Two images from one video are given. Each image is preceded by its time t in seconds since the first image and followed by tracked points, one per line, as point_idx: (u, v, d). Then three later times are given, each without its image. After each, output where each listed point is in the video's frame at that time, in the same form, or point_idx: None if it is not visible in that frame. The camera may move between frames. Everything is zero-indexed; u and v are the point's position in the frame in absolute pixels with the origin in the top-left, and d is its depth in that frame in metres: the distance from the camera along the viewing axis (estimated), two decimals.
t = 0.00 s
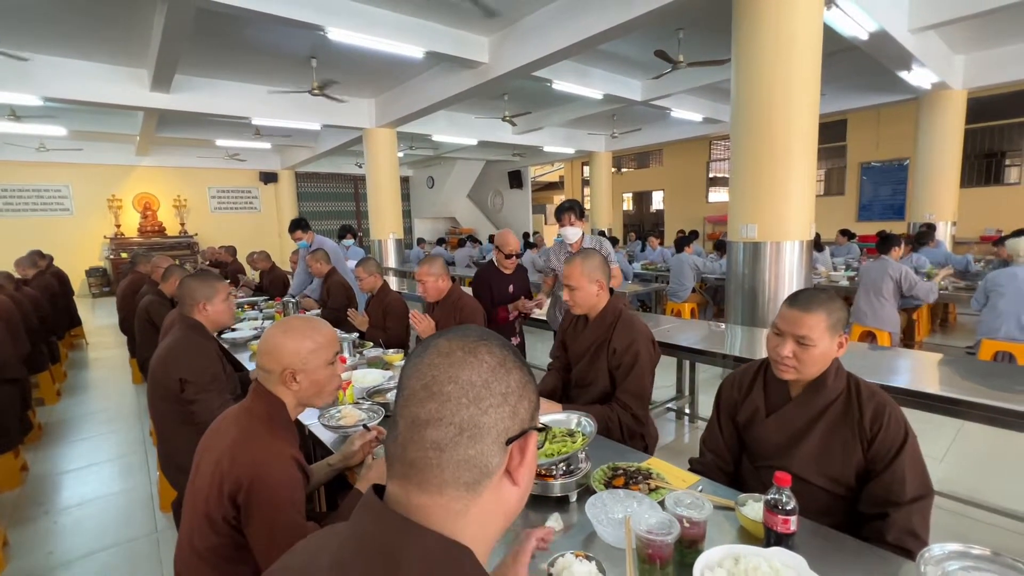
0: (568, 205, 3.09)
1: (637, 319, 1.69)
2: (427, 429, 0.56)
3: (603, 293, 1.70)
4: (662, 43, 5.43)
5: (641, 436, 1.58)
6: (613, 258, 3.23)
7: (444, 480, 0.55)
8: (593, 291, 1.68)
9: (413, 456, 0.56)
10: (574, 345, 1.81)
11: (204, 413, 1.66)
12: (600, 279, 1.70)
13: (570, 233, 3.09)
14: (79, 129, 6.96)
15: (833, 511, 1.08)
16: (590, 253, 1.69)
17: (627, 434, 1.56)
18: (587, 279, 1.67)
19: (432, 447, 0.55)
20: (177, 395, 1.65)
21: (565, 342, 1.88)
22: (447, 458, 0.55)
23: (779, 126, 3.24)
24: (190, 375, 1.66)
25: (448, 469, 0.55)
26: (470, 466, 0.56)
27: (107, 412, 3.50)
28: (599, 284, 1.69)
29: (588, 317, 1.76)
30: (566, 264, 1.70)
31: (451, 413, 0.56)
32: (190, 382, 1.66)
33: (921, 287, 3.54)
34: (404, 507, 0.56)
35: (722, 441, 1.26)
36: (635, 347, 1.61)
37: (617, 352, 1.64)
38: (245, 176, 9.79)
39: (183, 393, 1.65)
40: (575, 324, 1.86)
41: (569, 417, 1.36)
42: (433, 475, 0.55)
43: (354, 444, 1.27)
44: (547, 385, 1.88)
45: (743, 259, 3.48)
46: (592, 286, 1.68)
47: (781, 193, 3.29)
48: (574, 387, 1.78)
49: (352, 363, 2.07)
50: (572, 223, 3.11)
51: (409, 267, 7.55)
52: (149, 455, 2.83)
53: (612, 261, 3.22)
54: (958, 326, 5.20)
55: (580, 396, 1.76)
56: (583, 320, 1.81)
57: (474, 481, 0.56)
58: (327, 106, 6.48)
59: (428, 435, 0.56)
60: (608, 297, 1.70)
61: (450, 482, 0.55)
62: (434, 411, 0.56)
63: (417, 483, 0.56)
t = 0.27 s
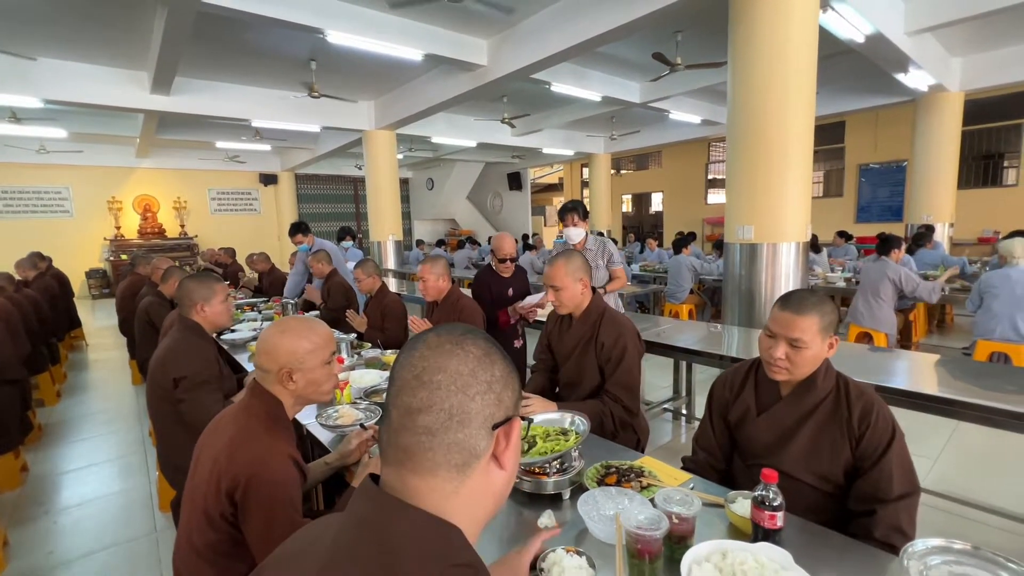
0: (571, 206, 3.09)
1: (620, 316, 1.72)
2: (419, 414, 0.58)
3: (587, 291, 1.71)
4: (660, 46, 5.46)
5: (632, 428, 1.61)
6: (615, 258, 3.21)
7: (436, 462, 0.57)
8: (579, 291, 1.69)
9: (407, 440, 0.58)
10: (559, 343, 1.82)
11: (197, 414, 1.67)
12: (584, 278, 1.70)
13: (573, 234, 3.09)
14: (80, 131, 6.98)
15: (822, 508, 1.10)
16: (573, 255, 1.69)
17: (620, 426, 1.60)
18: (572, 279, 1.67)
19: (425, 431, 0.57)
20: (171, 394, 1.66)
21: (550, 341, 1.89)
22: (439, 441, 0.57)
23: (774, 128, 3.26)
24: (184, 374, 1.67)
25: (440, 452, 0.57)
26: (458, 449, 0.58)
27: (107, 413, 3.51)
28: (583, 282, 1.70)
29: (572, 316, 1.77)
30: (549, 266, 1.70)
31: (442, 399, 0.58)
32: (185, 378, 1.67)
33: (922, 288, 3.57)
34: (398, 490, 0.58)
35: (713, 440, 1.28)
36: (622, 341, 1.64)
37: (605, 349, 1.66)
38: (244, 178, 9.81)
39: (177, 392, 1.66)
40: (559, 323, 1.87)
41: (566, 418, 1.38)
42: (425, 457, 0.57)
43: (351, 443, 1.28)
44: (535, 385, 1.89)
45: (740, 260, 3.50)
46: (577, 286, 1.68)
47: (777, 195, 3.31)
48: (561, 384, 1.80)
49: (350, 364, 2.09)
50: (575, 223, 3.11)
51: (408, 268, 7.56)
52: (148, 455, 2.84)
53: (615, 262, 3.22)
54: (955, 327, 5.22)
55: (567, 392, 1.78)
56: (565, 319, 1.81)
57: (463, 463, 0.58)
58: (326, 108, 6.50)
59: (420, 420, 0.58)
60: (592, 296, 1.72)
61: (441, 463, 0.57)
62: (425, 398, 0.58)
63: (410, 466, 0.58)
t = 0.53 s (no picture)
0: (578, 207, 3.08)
1: (604, 314, 1.74)
2: (418, 403, 0.60)
3: (573, 293, 1.73)
4: (657, 48, 5.48)
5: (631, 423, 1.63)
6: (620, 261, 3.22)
7: (430, 449, 0.59)
8: (565, 293, 1.70)
9: (405, 428, 0.60)
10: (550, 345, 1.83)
11: (195, 415, 1.68)
12: (569, 280, 1.72)
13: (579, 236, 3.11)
14: (80, 133, 7.00)
15: (813, 506, 1.12)
16: (556, 258, 1.69)
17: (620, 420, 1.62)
18: (558, 283, 1.68)
19: (421, 418, 0.60)
20: (169, 395, 1.68)
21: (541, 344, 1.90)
22: (434, 428, 0.60)
23: (771, 130, 3.28)
24: (182, 376, 1.68)
25: (435, 439, 0.59)
26: (452, 437, 0.60)
27: (106, 415, 3.53)
28: (569, 284, 1.71)
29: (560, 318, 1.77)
30: (534, 271, 1.70)
31: (439, 389, 0.61)
32: (183, 381, 1.68)
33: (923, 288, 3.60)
34: (394, 477, 0.60)
35: (706, 439, 1.29)
36: (611, 339, 1.67)
37: (595, 348, 1.68)
38: (244, 180, 9.83)
39: (175, 393, 1.68)
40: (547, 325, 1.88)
41: (560, 418, 1.39)
42: (421, 444, 0.59)
43: (349, 443, 1.30)
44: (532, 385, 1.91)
45: (737, 262, 3.52)
46: (564, 288, 1.69)
47: (773, 196, 3.33)
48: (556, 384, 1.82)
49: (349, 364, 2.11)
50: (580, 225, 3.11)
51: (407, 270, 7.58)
52: (147, 456, 2.85)
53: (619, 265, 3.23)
54: (951, 327, 5.25)
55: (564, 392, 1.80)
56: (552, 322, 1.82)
57: (456, 451, 0.60)
58: (325, 110, 6.52)
59: (417, 408, 0.60)
60: (577, 297, 1.74)
61: (435, 450, 0.59)
62: (423, 388, 0.61)
63: (407, 453, 0.60)
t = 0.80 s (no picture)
0: (586, 208, 3.08)
1: (601, 315, 1.76)
2: (412, 400, 0.62)
3: (565, 297, 1.73)
4: (655, 51, 5.51)
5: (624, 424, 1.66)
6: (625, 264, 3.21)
7: (424, 444, 0.61)
8: (559, 297, 1.70)
9: (400, 423, 0.62)
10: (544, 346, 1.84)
11: (198, 416, 1.70)
12: (562, 284, 1.71)
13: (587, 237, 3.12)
14: (79, 135, 7.01)
15: (805, 505, 1.13)
16: (546, 265, 1.67)
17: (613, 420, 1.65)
18: (551, 289, 1.68)
19: (416, 414, 0.61)
20: (171, 396, 1.69)
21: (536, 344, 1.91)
22: (429, 423, 0.61)
23: (767, 132, 3.30)
24: (184, 377, 1.70)
25: (429, 434, 0.61)
26: (445, 432, 0.61)
27: (106, 416, 3.53)
28: (562, 289, 1.71)
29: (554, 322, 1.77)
30: (525, 280, 1.68)
31: (432, 387, 0.62)
32: (186, 382, 1.70)
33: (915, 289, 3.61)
34: (390, 471, 0.61)
35: (701, 439, 1.31)
36: (604, 343, 1.68)
37: (589, 350, 1.70)
38: (243, 182, 9.85)
39: (177, 394, 1.69)
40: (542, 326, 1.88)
41: (556, 417, 1.41)
42: (417, 439, 0.61)
43: (347, 442, 1.31)
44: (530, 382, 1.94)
45: (734, 263, 3.53)
46: (557, 294, 1.69)
47: (770, 198, 3.35)
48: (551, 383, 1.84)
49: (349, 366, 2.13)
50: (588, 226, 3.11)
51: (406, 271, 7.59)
52: (147, 457, 2.86)
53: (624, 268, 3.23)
54: (948, 328, 5.27)
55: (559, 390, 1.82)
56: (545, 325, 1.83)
57: (450, 446, 0.62)
58: (324, 112, 6.53)
59: (413, 405, 0.62)
60: (570, 300, 1.74)
61: (430, 445, 0.61)
62: (418, 385, 0.62)
63: (403, 448, 0.62)
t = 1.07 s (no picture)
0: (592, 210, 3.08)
1: (600, 316, 1.77)
2: (411, 400, 0.62)
3: (564, 301, 1.73)
4: (654, 53, 5.53)
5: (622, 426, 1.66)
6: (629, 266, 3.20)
7: (423, 443, 0.62)
8: (559, 302, 1.71)
9: (400, 422, 0.63)
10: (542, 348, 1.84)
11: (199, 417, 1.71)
12: (560, 289, 1.71)
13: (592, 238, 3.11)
14: (78, 136, 7.01)
15: (802, 504, 1.14)
16: (542, 271, 1.67)
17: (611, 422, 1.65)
18: (549, 295, 1.68)
19: (415, 414, 0.62)
20: (172, 397, 1.70)
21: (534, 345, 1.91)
22: (427, 422, 0.62)
23: (765, 134, 3.31)
24: (185, 378, 1.70)
25: (428, 433, 0.62)
26: (444, 430, 0.62)
27: (104, 418, 3.53)
28: (560, 293, 1.71)
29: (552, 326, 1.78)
30: (524, 286, 1.68)
31: (430, 386, 0.63)
32: (187, 384, 1.70)
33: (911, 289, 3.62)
34: (390, 469, 0.62)
35: (698, 440, 1.31)
36: (603, 346, 1.68)
37: (587, 353, 1.71)
38: (242, 183, 9.85)
39: (178, 395, 1.70)
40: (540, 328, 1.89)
41: (553, 418, 1.41)
42: (415, 438, 0.62)
43: (346, 442, 1.31)
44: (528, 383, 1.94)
45: (732, 264, 3.54)
46: (556, 298, 1.70)
47: (767, 200, 3.36)
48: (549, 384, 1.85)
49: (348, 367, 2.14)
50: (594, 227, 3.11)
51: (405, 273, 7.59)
52: (145, 459, 2.86)
53: (629, 270, 3.20)
54: (945, 329, 5.28)
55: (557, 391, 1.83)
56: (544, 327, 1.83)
57: (449, 443, 0.62)
58: (323, 113, 6.54)
59: (412, 404, 0.62)
60: (569, 303, 1.74)
61: (429, 443, 0.62)
62: (416, 385, 0.63)
63: (402, 447, 0.62)
